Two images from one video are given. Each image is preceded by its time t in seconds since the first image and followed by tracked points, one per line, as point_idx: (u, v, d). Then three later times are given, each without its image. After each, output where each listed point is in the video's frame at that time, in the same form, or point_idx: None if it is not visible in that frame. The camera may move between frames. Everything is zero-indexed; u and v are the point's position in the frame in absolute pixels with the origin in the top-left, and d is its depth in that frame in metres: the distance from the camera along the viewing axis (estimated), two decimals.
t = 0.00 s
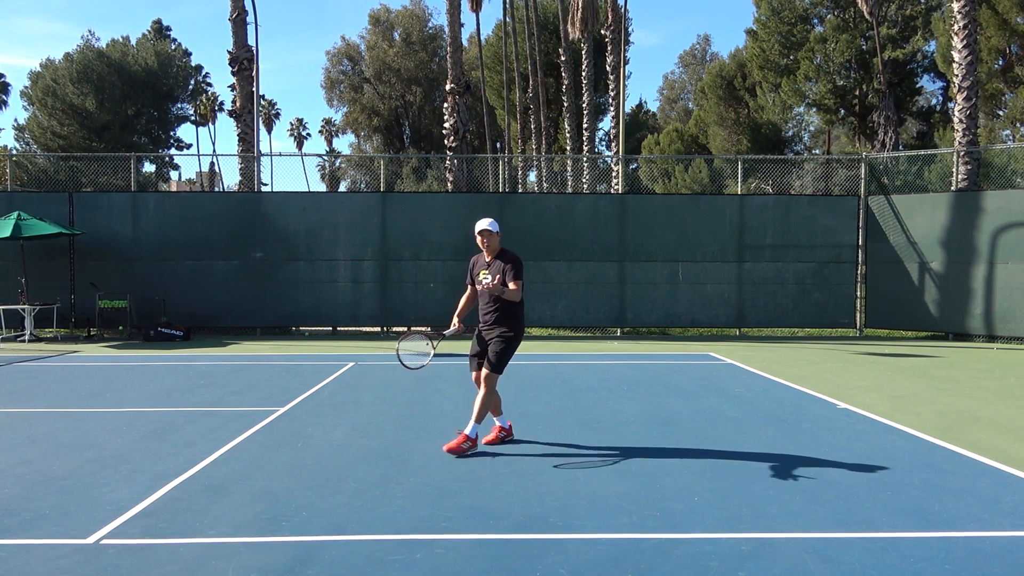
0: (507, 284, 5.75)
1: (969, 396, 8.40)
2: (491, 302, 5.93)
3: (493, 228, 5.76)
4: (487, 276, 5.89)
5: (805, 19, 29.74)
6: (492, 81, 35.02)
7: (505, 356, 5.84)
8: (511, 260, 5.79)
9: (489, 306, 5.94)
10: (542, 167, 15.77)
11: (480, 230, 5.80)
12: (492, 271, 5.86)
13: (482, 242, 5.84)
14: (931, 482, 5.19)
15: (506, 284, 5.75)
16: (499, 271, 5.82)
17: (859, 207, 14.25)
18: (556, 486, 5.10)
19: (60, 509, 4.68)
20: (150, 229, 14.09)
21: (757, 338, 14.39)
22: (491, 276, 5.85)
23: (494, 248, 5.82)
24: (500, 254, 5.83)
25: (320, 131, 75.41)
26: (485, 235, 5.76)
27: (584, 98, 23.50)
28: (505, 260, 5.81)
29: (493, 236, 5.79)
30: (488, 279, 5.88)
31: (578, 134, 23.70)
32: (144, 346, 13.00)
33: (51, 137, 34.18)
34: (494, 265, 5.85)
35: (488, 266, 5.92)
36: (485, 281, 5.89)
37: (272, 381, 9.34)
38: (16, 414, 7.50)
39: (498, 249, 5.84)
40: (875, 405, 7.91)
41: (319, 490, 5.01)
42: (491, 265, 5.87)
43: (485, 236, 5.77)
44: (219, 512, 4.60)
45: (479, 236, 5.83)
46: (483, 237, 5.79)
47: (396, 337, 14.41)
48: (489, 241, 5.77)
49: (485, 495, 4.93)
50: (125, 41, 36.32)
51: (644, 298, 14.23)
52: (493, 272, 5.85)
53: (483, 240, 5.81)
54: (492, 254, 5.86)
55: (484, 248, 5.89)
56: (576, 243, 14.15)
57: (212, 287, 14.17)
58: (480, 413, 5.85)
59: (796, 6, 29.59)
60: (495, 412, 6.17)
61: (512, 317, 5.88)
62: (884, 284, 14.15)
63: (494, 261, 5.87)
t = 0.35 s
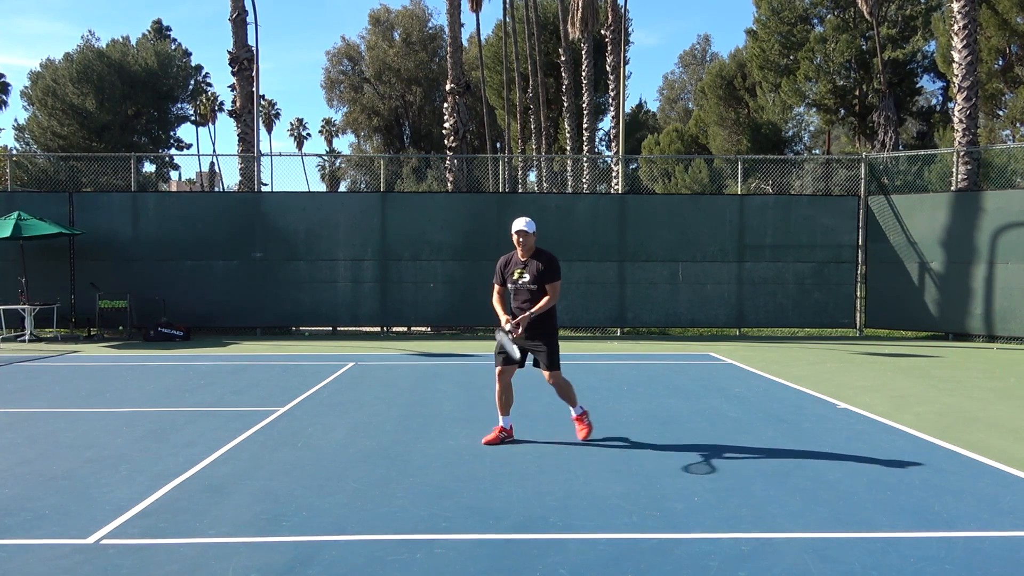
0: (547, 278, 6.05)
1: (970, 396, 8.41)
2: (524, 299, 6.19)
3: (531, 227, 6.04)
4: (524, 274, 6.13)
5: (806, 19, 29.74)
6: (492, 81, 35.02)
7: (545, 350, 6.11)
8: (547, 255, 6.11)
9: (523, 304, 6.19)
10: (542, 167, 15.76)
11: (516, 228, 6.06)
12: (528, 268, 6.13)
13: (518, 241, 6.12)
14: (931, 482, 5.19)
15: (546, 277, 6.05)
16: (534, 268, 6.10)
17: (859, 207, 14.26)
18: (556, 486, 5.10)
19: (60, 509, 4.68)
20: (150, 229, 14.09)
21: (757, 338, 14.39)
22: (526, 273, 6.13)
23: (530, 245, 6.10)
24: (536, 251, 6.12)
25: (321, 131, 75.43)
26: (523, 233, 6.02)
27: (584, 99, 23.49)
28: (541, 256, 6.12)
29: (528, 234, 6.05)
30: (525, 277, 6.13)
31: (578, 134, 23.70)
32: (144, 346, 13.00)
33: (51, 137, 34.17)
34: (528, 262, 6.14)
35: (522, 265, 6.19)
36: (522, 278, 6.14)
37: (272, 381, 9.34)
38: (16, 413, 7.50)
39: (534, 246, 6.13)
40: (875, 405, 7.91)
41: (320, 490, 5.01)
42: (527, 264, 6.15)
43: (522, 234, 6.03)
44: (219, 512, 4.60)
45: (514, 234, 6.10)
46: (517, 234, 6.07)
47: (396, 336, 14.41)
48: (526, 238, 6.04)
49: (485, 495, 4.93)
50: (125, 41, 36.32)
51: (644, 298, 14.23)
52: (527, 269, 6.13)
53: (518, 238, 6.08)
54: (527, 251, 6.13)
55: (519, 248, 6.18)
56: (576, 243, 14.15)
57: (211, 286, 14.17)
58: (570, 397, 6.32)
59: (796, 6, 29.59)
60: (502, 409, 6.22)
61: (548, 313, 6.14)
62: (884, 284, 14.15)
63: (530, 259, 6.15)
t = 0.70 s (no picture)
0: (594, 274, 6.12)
1: (970, 396, 8.40)
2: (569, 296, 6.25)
3: (575, 226, 6.04)
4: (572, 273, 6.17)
5: (805, 19, 29.73)
6: (492, 81, 35.01)
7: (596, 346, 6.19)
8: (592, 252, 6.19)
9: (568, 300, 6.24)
10: (542, 167, 15.75)
11: (559, 229, 6.04)
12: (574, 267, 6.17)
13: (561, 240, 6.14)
14: (931, 482, 5.18)
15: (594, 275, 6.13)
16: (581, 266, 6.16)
17: (859, 207, 14.25)
18: (556, 486, 5.09)
19: (60, 509, 4.68)
20: (150, 229, 14.08)
21: (757, 338, 14.38)
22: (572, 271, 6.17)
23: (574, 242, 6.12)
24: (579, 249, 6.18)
25: (320, 131, 75.44)
26: (567, 232, 6.02)
27: (584, 99, 23.48)
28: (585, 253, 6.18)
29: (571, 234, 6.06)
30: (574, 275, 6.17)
31: (578, 134, 23.69)
32: (144, 346, 13.00)
33: (51, 137, 34.15)
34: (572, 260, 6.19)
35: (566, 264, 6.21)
36: (570, 277, 6.18)
37: (272, 381, 9.34)
38: (16, 414, 7.50)
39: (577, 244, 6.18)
40: (875, 405, 7.91)
41: (320, 490, 5.01)
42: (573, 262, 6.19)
43: (565, 234, 6.03)
44: (219, 512, 4.60)
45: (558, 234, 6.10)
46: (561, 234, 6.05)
47: (396, 336, 14.41)
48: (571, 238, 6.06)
49: (485, 496, 4.93)
50: (125, 40, 36.31)
51: (644, 298, 14.22)
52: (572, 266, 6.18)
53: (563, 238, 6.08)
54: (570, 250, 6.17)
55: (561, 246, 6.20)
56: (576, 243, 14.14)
57: (212, 286, 14.17)
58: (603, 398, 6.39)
59: (796, 5, 29.58)
60: (558, 402, 6.34)
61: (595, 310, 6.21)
62: (885, 284, 14.15)
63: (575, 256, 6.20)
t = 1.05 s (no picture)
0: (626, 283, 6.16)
1: (971, 396, 8.40)
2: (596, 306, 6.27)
3: (608, 234, 6.11)
4: (604, 283, 6.19)
5: (805, 19, 29.73)
6: (492, 81, 35.02)
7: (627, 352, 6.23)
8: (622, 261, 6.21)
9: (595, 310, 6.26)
10: (542, 167, 15.76)
11: (595, 237, 6.08)
12: (606, 277, 6.19)
13: (592, 250, 6.12)
14: (931, 482, 5.18)
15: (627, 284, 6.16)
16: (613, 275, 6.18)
17: (859, 207, 14.26)
18: (556, 486, 5.10)
19: (59, 509, 4.68)
20: (150, 229, 14.09)
21: (757, 338, 14.39)
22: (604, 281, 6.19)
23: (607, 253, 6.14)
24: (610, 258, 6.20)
25: (320, 131, 75.46)
26: (601, 240, 6.08)
27: (584, 99, 23.49)
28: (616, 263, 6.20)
29: (604, 243, 6.11)
30: (605, 285, 6.20)
31: (578, 134, 23.70)
32: (145, 346, 13.01)
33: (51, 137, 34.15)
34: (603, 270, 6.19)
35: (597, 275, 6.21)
36: (603, 287, 6.20)
37: (273, 381, 9.34)
38: (17, 413, 7.50)
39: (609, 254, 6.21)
40: (875, 405, 7.91)
41: (320, 490, 5.01)
42: (603, 272, 6.19)
43: (600, 241, 6.09)
44: (218, 512, 4.60)
45: (592, 243, 6.09)
46: (595, 243, 6.09)
47: (396, 336, 14.42)
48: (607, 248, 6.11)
49: (485, 495, 4.94)
50: (125, 41, 36.33)
51: (644, 298, 14.23)
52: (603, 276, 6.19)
53: (596, 246, 6.09)
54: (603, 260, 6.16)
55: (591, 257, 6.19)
56: (576, 243, 14.14)
57: (212, 287, 14.17)
58: (651, 401, 6.45)
59: (796, 6, 29.59)
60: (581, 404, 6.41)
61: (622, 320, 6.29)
62: (884, 284, 14.15)
63: (606, 266, 6.20)
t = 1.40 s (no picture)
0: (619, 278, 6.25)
1: (971, 396, 8.40)
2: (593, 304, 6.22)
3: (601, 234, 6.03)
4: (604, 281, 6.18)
5: (805, 19, 29.74)
6: (492, 81, 35.02)
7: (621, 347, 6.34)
8: (613, 257, 6.27)
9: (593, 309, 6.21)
10: (542, 167, 15.76)
11: (590, 239, 5.98)
12: (606, 273, 6.19)
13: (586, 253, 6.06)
14: (931, 482, 5.18)
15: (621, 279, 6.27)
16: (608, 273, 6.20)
17: (859, 207, 14.25)
18: (556, 486, 5.09)
19: (59, 509, 4.67)
20: (150, 229, 14.08)
21: (757, 338, 14.38)
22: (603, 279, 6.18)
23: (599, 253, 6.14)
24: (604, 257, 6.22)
25: (320, 131, 75.47)
26: (593, 240, 5.98)
27: (584, 99, 23.49)
28: (608, 260, 6.25)
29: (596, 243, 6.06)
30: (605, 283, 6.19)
31: (578, 134, 23.69)
32: (144, 346, 13.01)
33: (51, 137, 34.14)
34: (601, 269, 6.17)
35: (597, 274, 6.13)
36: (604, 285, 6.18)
37: (272, 381, 9.33)
38: (17, 413, 7.50)
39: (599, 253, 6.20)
40: (875, 405, 7.90)
41: (319, 490, 5.00)
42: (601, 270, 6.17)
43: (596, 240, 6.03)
44: (218, 512, 4.59)
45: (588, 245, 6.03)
46: (589, 245, 6.00)
47: (396, 336, 14.41)
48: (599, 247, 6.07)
49: (485, 495, 4.93)
50: (125, 41, 36.33)
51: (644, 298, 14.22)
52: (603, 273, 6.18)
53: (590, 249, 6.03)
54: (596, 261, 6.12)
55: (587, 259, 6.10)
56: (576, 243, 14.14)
57: (212, 287, 14.16)
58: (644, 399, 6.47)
59: (796, 6, 29.59)
60: (584, 408, 6.37)
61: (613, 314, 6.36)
62: (885, 284, 14.15)
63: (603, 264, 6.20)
